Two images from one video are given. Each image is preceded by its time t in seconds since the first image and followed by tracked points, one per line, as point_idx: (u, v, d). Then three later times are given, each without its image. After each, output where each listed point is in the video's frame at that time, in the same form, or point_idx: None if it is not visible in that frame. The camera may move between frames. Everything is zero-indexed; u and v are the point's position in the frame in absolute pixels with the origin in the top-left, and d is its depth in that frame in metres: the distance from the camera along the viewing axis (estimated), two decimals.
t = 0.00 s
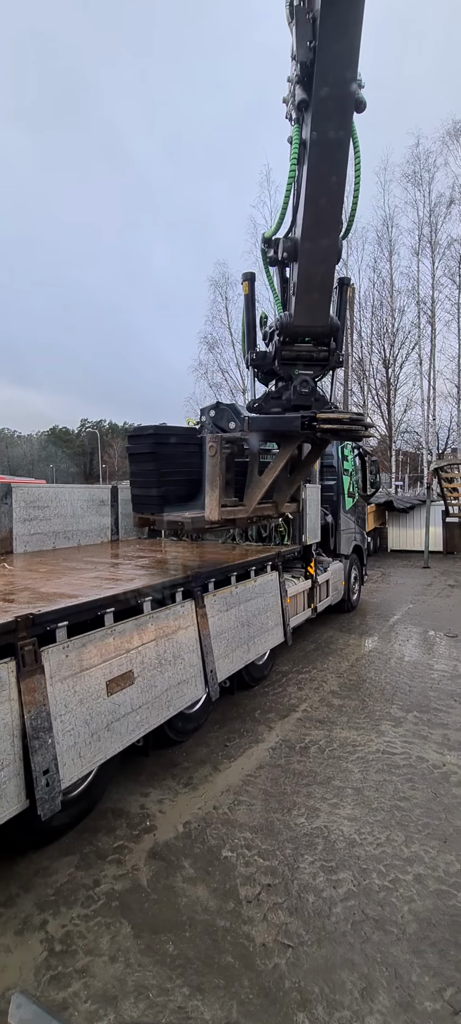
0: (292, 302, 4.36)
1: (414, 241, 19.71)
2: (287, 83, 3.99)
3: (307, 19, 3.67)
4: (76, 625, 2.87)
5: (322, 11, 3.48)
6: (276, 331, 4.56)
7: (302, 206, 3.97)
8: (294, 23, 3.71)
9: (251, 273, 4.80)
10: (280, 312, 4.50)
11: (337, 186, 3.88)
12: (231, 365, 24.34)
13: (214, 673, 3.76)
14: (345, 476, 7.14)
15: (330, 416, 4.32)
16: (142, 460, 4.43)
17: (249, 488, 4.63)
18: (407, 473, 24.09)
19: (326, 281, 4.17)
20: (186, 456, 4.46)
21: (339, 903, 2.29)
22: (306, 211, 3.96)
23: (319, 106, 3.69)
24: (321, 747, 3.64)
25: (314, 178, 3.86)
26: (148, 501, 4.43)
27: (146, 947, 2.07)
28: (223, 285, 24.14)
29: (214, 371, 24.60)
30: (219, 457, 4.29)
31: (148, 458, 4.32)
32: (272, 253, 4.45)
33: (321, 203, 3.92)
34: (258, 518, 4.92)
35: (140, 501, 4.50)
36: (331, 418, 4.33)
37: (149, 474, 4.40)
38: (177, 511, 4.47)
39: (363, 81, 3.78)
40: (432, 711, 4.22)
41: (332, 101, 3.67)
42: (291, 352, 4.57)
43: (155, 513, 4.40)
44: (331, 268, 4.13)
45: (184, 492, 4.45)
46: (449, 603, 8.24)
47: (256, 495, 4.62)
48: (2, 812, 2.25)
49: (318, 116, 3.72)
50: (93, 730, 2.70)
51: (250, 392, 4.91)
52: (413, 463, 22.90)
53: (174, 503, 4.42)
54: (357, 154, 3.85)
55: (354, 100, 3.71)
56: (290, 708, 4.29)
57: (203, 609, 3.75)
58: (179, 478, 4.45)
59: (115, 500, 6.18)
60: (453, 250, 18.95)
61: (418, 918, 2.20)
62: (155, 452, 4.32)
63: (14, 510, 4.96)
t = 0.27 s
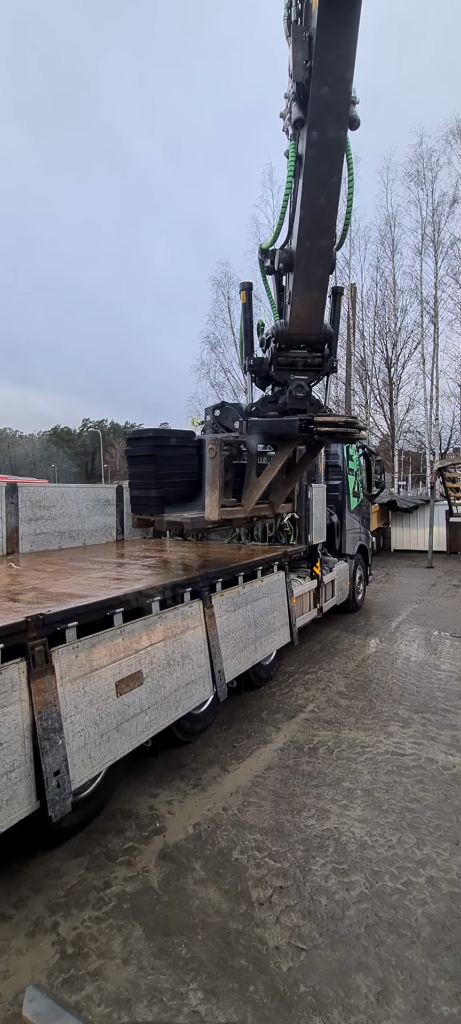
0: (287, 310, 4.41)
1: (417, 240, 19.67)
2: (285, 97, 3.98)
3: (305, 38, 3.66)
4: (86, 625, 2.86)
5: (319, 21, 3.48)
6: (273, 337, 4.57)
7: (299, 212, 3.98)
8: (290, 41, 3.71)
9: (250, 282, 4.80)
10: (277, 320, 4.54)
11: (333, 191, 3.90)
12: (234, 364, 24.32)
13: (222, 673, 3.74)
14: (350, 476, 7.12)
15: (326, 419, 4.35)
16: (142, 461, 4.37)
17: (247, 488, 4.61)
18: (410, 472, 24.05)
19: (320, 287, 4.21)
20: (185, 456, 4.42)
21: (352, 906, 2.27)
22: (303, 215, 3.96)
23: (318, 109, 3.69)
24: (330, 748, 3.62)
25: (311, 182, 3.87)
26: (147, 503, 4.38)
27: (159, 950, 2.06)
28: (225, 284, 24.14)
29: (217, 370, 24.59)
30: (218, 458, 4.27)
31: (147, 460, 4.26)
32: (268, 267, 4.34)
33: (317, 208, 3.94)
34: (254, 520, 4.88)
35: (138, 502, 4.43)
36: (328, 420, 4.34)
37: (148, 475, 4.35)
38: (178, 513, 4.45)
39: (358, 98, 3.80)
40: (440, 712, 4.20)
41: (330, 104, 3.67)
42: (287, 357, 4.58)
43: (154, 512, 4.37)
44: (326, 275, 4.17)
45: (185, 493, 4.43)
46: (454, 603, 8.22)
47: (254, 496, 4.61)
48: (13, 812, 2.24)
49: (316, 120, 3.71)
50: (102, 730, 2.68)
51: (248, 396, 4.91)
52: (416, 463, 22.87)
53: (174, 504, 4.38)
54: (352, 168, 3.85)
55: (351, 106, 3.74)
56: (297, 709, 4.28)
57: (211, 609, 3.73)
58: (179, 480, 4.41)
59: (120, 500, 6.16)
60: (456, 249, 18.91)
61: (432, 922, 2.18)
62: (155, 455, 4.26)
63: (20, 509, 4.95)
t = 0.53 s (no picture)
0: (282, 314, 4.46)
1: (420, 239, 19.62)
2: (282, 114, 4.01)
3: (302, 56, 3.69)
4: (94, 625, 2.85)
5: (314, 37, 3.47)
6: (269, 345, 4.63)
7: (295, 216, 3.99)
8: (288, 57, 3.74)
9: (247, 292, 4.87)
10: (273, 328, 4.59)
11: (331, 192, 3.90)
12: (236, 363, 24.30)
13: (229, 674, 3.73)
14: (355, 476, 7.10)
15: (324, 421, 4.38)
16: (140, 463, 4.38)
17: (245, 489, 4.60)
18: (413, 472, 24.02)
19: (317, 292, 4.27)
20: (183, 457, 4.48)
21: (363, 909, 2.26)
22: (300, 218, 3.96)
23: (318, 108, 3.66)
24: (337, 749, 3.61)
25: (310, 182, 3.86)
26: (146, 504, 4.39)
27: (170, 952, 2.04)
28: (228, 283, 24.10)
29: (219, 369, 24.57)
30: (218, 459, 4.27)
31: (146, 462, 4.28)
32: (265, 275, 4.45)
33: (315, 209, 3.94)
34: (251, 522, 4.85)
35: (136, 503, 4.44)
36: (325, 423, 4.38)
37: (147, 478, 4.38)
38: (177, 513, 4.51)
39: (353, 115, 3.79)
40: (447, 713, 4.18)
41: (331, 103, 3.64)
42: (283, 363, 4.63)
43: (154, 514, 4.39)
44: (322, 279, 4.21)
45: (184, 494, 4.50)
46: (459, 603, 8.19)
47: (252, 496, 4.61)
48: (23, 813, 2.23)
49: (316, 119, 3.67)
50: (111, 731, 2.67)
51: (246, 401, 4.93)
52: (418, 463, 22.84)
53: (173, 504, 4.43)
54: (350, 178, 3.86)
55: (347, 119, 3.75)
56: (304, 709, 4.26)
57: (218, 609, 3.72)
58: (178, 481, 4.46)
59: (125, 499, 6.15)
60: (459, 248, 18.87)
61: (445, 925, 2.17)
62: (154, 456, 4.28)
63: (26, 509, 4.94)
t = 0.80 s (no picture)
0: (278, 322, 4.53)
1: (423, 238, 19.59)
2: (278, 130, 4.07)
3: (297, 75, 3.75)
4: (102, 625, 2.84)
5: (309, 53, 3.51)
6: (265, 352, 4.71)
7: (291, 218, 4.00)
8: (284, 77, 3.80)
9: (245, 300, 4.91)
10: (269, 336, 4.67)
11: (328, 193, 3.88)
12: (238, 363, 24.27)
13: (236, 674, 3.72)
14: (359, 476, 7.09)
15: (320, 427, 4.54)
16: (139, 465, 4.40)
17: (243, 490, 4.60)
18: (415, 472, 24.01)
19: (313, 294, 4.26)
20: (182, 457, 4.54)
21: (374, 911, 2.24)
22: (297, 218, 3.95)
23: (316, 107, 3.62)
24: (344, 750, 3.59)
25: (309, 182, 3.84)
26: (146, 506, 4.44)
27: (180, 954, 2.03)
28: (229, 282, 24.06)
29: (221, 368, 24.54)
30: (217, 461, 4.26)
31: (146, 464, 4.31)
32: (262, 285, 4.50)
33: (312, 209, 3.92)
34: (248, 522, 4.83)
35: (136, 505, 4.47)
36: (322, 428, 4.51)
37: (146, 480, 4.41)
38: (177, 513, 4.58)
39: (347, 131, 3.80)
40: (454, 714, 4.17)
41: (330, 101, 3.61)
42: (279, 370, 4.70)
43: (154, 515, 4.42)
44: (319, 282, 4.22)
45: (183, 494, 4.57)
46: None
47: (249, 497, 4.58)
48: (32, 814, 2.22)
49: (315, 118, 3.65)
50: (119, 732, 2.66)
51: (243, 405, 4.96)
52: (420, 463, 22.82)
53: (173, 505, 4.50)
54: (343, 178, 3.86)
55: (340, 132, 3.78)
56: (310, 710, 4.25)
57: (225, 609, 3.71)
58: (177, 482, 4.52)
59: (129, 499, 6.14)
60: None
61: (457, 927, 2.16)
62: (154, 459, 4.32)
63: (30, 508, 4.93)
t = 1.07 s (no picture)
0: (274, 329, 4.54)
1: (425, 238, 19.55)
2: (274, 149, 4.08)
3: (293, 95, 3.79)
4: (109, 626, 2.83)
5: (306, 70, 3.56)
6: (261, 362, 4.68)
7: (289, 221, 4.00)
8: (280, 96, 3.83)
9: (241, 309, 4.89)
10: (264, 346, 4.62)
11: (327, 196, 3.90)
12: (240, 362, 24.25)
13: (242, 674, 3.71)
14: (363, 476, 7.07)
15: (316, 434, 4.51)
16: (138, 469, 4.40)
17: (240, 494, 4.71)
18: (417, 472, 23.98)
19: (310, 299, 4.26)
20: (179, 459, 4.55)
21: (383, 913, 2.23)
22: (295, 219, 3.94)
23: (316, 106, 3.64)
24: (351, 751, 3.58)
25: (310, 182, 3.83)
26: (146, 509, 4.45)
27: (190, 956, 2.02)
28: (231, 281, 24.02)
29: (223, 368, 24.52)
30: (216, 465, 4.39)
31: (145, 468, 4.31)
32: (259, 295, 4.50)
33: (310, 211, 3.92)
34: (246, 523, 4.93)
35: (136, 509, 4.47)
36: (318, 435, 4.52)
37: (145, 484, 4.41)
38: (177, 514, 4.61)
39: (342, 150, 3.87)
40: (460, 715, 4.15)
41: (330, 102, 3.63)
42: (275, 379, 4.67)
43: (154, 518, 4.46)
44: (315, 286, 4.23)
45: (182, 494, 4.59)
46: None
47: (247, 500, 4.71)
48: (40, 814, 2.21)
49: (315, 118, 3.66)
50: (126, 732, 2.65)
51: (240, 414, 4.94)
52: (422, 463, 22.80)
53: (173, 506, 4.51)
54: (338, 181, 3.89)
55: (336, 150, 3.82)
56: (315, 710, 4.24)
57: (231, 610, 3.70)
58: (176, 484, 4.53)
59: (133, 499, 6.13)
60: None
61: None
62: (153, 462, 4.32)
63: (35, 508, 4.92)
